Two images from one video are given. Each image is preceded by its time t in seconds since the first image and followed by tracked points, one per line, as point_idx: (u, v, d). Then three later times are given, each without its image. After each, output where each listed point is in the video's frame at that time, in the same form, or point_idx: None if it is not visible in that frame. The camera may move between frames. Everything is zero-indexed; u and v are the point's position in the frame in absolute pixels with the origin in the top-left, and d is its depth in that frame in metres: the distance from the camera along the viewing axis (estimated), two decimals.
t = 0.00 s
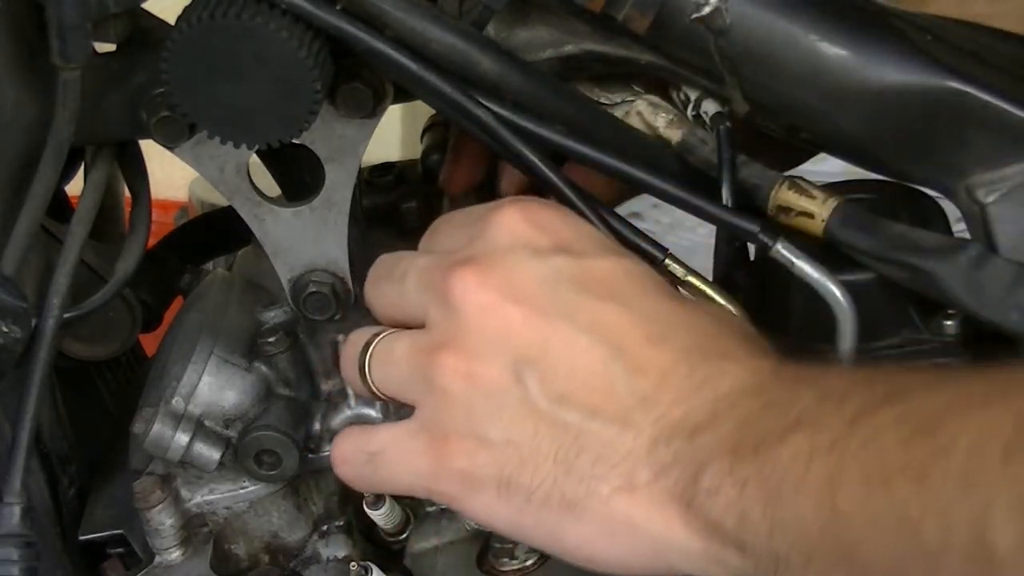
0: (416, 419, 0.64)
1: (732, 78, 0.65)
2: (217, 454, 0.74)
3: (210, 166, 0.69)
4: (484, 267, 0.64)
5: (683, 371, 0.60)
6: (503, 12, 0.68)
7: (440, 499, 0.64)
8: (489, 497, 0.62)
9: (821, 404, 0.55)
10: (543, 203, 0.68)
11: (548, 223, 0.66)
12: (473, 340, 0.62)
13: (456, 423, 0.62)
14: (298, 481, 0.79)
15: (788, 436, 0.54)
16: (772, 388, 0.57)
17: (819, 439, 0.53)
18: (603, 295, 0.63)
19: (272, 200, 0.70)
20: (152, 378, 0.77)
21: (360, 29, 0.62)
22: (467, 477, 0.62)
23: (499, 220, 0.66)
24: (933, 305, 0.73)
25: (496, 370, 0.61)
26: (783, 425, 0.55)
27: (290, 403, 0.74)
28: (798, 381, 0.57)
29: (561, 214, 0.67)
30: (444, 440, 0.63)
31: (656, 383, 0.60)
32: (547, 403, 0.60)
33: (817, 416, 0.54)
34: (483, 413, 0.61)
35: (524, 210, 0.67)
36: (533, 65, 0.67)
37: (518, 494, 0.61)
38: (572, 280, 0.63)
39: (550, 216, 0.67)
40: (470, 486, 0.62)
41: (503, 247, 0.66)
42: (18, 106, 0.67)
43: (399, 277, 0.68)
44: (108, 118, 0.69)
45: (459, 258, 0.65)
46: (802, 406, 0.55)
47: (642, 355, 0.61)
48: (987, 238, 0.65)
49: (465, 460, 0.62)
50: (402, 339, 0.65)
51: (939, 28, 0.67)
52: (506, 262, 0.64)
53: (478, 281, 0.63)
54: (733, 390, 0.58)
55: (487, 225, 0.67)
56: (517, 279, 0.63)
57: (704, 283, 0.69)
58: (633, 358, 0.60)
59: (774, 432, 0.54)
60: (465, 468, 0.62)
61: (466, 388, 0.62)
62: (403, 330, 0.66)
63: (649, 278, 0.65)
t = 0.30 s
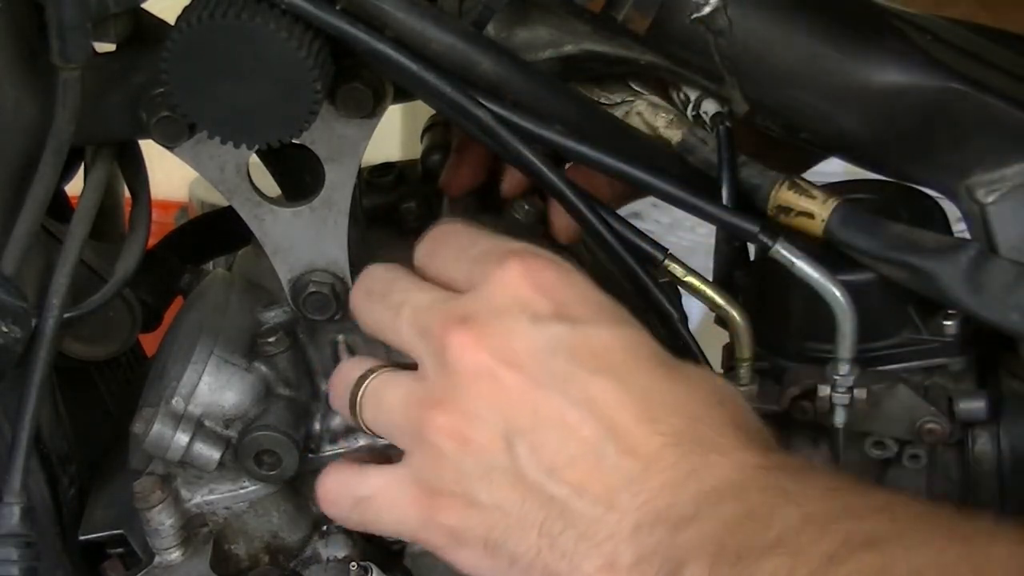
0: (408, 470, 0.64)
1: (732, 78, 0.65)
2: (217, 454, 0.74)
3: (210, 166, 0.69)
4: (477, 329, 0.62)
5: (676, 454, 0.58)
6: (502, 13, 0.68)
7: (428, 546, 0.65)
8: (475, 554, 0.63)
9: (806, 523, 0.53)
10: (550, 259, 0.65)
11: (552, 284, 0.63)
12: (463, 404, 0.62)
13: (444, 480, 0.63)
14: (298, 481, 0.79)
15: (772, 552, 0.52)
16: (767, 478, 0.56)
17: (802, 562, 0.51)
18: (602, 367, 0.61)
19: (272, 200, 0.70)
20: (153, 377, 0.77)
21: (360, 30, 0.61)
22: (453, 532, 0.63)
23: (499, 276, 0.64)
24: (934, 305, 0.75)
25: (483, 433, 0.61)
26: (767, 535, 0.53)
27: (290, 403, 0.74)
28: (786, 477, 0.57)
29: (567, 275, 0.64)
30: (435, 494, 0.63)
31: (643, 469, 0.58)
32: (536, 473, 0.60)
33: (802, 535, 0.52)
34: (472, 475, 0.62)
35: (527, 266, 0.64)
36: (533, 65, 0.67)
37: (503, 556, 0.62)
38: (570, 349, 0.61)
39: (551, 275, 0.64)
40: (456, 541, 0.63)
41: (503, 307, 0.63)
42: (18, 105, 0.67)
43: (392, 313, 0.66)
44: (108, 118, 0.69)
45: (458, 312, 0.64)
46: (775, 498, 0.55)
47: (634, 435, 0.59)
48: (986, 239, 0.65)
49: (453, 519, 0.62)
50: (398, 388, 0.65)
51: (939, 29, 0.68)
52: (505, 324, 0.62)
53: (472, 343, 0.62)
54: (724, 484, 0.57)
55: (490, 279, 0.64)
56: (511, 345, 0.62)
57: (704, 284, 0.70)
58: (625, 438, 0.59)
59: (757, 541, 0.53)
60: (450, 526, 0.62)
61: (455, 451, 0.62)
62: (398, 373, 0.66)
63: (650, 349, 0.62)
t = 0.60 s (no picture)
0: (433, 488, 0.64)
1: (732, 78, 0.66)
2: (217, 454, 0.74)
3: (210, 166, 0.68)
4: (509, 351, 0.61)
5: (711, 488, 0.58)
6: (504, 11, 0.68)
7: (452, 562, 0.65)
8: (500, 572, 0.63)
9: None
10: (578, 277, 0.64)
11: (580, 304, 0.62)
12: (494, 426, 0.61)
13: (472, 500, 0.62)
14: (298, 481, 0.79)
15: None
16: (803, 522, 0.56)
17: None
18: (634, 397, 0.59)
19: (272, 200, 0.70)
20: (153, 376, 0.77)
21: (360, 30, 0.61)
22: (480, 551, 0.63)
23: (530, 296, 0.62)
24: (934, 305, 0.75)
25: (517, 457, 0.60)
26: None
27: (291, 403, 0.75)
28: (823, 521, 0.57)
29: (595, 296, 0.63)
30: (464, 513, 0.63)
31: (678, 502, 0.57)
32: (570, 502, 0.59)
33: None
34: (502, 499, 0.61)
35: (557, 285, 0.63)
36: (533, 65, 0.67)
37: None
38: (604, 375, 0.60)
39: (580, 297, 0.63)
40: (481, 560, 0.63)
41: (533, 328, 0.62)
42: (18, 106, 0.67)
43: (423, 327, 0.65)
44: (108, 118, 0.69)
45: (487, 332, 0.62)
46: (812, 544, 0.55)
47: (669, 466, 0.58)
48: (986, 239, 0.65)
49: (482, 538, 0.62)
50: (423, 401, 0.64)
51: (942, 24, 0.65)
52: (534, 347, 0.61)
53: (503, 365, 0.61)
54: (760, 524, 0.56)
55: (519, 301, 0.63)
56: (542, 369, 0.60)
57: (704, 283, 0.70)
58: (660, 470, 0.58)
59: None
60: (481, 544, 0.62)
61: (486, 472, 0.61)
62: (424, 386, 0.65)
63: (680, 375, 0.61)
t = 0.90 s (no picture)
0: (427, 510, 0.64)
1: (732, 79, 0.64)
2: (217, 454, 0.74)
3: (210, 166, 0.68)
4: (502, 377, 0.61)
5: (703, 522, 0.58)
6: (504, 11, 0.68)
7: None
8: None
9: None
10: (574, 301, 0.64)
11: (575, 331, 0.62)
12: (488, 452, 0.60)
13: (464, 526, 0.62)
14: (298, 481, 0.79)
15: None
16: (797, 564, 0.56)
17: None
18: (628, 424, 0.59)
19: (272, 200, 0.70)
20: (153, 376, 0.77)
21: (360, 30, 0.61)
22: None
23: (525, 321, 0.62)
24: (933, 304, 0.75)
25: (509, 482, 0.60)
26: None
27: (290, 403, 0.75)
28: (818, 564, 0.57)
29: (590, 322, 0.63)
30: (455, 538, 0.63)
31: (670, 534, 0.57)
32: (563, 530, 0.59)
33: None
34: (494, 526, 0.61)
35: (554, 311, 0.62)
36: (533, 65, 0.67)
37: None
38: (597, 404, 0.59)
39: (576, 324, 0.62)
40: None
41: (529, 353, 0.62)
42: (18, 106, 0.67)
43: (420, 350, 0.65)
44: (109, 118, 0.69)
45: (483, 357, 0.62)
46: None
47: (663, 498, 0.58)
48: (986, 240, 0.65)
49: (474, 563, 0.62)
50: (419, 422, 0.63)
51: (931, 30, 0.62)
52: (529, 374, 0.61)
53: (497, 391, 0.60)
54: (752, 563, 0.56)
55: (515, 326, 0.63)
56: (536, 396, 0.60)
57: (704, 283, 0.71)
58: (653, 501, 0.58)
59: None
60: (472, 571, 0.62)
61: (479, 498, 0.61)
62: (422, 406, 0.64)
63: (675, 402, 0.61)
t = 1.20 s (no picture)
0: (416, 548, 0.63)
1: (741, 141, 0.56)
2: (217, 454, 0.74)
3: (210, 166, 0.68)
4: (493, 420, 0.60)
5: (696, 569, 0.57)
6: (504, 11, 0.68)
7: None
8: None
9: None
10: (565, 338, 0.63)
11: (566, 372, 0.60)
12: (479, 495, 0.60)
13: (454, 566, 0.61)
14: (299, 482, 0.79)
15: None
16: None
17: None
18: (621, 469, 0.58)
19: (272, 200, 0.70)
20: (153, 376, 0.77)
21: (360, 30, 0.61)
22: None
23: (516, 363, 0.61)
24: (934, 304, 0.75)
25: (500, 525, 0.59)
26: None
27: (291, 403, 0.75)
28: None
29: (581, 364, 0.61)
30: None
31: None
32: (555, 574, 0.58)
33: None
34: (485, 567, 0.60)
35: (543, 349, 0.61)
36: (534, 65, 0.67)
37: None
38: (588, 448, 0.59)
39: (569, 365, 0.61)
40: None
41: (519, 395, 0.60)
42: (18, 106, 0.67)
43: (407, 392, 0.64)
44: (109, 118, 0.69)
45: (471, 399, 0.61)
46: None
47: (656, 545, 0.57)
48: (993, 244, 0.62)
49: None
50: (409, 463, 0.63)
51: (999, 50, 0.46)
52: (519, 416, 0.60)
53: (489, 434, 0.60)
54: None
55: (506, 366, 0.61)
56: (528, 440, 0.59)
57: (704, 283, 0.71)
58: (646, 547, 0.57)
59: None
60: None
61: (470, 541, 0.60)
62: (409, 445, 0.64)
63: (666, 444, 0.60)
